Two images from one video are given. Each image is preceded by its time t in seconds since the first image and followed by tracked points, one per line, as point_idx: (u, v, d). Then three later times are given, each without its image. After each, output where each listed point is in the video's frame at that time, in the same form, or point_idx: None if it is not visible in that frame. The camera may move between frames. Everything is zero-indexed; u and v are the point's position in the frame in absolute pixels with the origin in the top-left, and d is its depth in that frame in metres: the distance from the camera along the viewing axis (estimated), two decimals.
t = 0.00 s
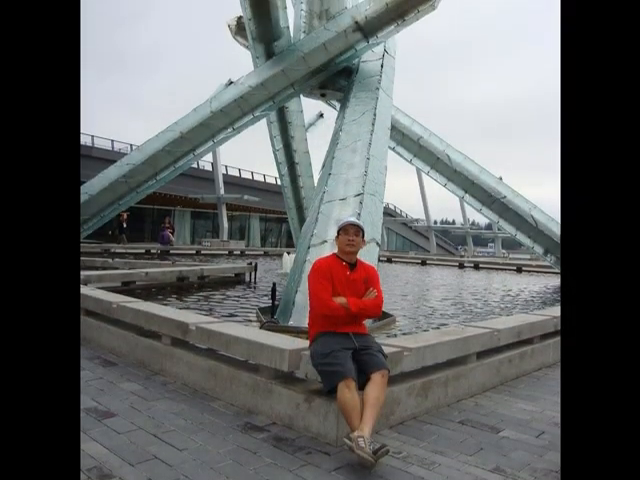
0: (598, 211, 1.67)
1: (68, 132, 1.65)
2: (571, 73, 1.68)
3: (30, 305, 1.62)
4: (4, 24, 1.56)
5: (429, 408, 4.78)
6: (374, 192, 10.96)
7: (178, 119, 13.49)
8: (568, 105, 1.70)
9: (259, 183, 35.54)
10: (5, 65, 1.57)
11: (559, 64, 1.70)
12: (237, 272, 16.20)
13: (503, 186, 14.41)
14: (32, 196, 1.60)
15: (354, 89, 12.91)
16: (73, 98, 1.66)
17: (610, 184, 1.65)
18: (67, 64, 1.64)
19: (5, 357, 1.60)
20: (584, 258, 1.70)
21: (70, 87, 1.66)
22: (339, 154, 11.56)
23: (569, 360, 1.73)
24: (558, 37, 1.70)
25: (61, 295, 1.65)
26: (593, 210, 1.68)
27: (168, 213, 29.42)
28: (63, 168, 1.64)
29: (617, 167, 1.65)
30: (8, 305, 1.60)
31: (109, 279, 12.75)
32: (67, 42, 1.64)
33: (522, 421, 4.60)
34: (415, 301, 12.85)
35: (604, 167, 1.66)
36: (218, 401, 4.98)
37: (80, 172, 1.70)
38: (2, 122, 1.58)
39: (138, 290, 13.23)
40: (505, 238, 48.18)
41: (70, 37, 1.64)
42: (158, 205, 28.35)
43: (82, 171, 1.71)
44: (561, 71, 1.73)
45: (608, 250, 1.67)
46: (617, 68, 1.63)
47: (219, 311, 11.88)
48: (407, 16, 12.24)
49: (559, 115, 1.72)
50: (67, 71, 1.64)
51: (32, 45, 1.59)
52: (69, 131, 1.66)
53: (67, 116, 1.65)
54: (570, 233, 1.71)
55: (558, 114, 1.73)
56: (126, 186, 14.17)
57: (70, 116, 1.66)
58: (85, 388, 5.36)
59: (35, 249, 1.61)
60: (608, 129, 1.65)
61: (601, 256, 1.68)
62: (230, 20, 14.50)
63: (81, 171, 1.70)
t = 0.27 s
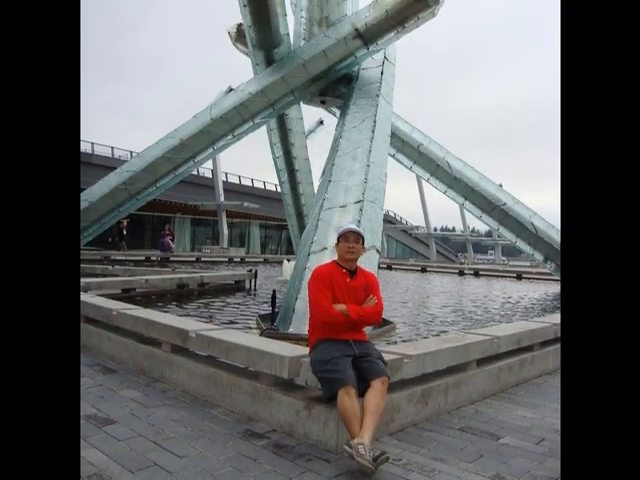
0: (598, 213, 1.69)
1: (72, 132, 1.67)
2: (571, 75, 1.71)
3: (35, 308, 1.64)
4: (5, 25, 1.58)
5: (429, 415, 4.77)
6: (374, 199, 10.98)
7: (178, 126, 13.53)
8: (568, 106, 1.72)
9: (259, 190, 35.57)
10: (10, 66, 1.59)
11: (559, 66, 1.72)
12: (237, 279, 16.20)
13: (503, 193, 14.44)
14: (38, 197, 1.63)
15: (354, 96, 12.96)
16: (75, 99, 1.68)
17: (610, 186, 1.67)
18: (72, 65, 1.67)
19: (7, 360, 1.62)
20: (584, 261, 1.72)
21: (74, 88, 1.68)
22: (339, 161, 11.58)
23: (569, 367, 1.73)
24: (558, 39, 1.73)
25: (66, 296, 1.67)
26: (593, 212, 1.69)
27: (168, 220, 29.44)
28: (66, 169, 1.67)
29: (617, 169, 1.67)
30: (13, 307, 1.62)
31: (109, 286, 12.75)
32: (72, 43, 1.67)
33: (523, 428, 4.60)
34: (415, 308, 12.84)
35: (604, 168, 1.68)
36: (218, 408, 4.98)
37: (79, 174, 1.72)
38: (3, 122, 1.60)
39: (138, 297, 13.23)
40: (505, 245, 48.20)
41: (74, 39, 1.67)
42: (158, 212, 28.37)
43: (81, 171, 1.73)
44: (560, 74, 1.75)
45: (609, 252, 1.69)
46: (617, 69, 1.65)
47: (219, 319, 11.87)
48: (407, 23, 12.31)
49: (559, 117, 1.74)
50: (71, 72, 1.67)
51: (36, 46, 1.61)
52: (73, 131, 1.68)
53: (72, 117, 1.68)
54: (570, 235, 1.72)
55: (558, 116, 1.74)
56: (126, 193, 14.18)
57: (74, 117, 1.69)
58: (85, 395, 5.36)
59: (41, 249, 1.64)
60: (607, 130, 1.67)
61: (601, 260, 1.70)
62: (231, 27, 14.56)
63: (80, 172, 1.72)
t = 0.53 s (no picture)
0: (598, 215, 1.71)
1: (76, 134, 1.70)
2: (571, 79, 1.73)
3: (48, 310, 1.66)
4: (8, 27, 1.60)
5: (429, 422, 4.77)
6: (374, 206, 11.00)
7: (178, 134, 13.58)
8: (568, 109, 1.74)
9: (259, 197, 35.60)
10: (15, 69, 1.61)
11: (560, 70, 1.74)
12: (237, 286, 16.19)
13: (503, 200, 14.45)
14: (43, 198, 1.65)
15: (354, 103, 13.00)
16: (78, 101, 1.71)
17: (610, 190, 1.69)
18: (76, 69, 1.69)
19: (9, 364, 1.63)
20: (584, 266, 1.73)
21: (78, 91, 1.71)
22: (339, 168, 11.61)
23: (570, 373, 1.74)
24: (558, 43, 1.75)
25: (73, 294, 1.70)
26: (593, 213, 1.72)
27: (168, 228, 29.46)
28: (69, 170, 1.69)
29: (617, 173, 1.69)
30: (17, 310, 1.63)
31: (109, 293, 12.76)
32: (76, 47, 1.70)
33: (522, 435, 4.60)
34: (415, 315, 12.83)
35: (604, 172, 1.69)
36: (218, 415, 4.97)
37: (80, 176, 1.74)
38: (3, 123, 1.61)
39: (138, 304, 13.22)
40: (505, 253, 48.19)
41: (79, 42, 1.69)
42: (159, 220, 28.39)
43: (81, 173, 1.75)
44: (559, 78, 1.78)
45: (609, 256, 1.70)
46: (616, 73, 1.67)
47: (219, 326, 11.87)
48: (407, 30, 12.38)
49: (559, 120, 1.76)
50: (75, 74, 1.69)
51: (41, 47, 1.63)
52: (76, 134, 1.70)
53: (76, 119, 1.70)
54: (570, 239, 1.74)
55: (559, 119, 1.76)
56: (126, 201, 14.20)
57: (77, 120, 1.71)
58: (85, 402, 5.36)
59: (44, 251, 1.66)
60: (607, 134, 1.69)
61: (601, 264, 1.71)
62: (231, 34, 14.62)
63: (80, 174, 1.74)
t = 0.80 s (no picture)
0: (598, 220, 1.72)
1: (79, 138, 1.72)
2: (572, 86, 1.75)
3: (49, 315, 1.67)
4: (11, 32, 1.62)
5: (429, 429, 4.76)
6: (374, 213, 11.02)
7: (178, 141, 13.62)
8: (568, 115, 1.76)
9: (259, 205, 35.65)
10: (25, 56, 1.63)
11: (560, 75, 1.76)
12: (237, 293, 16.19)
13: (503, 208, 14.47)
14: (46, 202, 1.67)
15: (354, 110, 13.05)
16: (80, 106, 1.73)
17: (610, 196, 1.70)
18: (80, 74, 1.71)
19: (11, 370, 1.64)
20: (585, 272, 1.74)
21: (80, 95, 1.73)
22: (339, 175, 11.63)
23: (570, 380, 1.74)
24: (558, 50, 1.77)
25: (74, 299, 1.71)
26: (593, 219, 1.73)
27: (168, 235, 29.49)
28: (70, 174, 1.71)
29: (617, 178, 1.70)
30: (20, 315, 1.65)
31: (109, 300, 12.76)
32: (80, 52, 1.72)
33: (523, 442, 4.59)
34: (415, 322, 12.83)
35: (604, 175, 1.71)
36: (218, 422, 4.97)
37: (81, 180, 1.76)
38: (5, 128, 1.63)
39: (138, 311, 13.22)
40: (505, 260, 48.22)
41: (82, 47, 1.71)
42: (159, 227, 28.42)
43: (82, 177, 1.76)
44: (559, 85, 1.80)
45: (609, 262, 1.71)
46: (616, 79, 1.68)
47: (219, 333, 11.86)
48: (407, 38, 12.44)
49: (559, 126, 1.77)
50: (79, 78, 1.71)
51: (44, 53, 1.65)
52: (78, 138, 1.72)
53: (79, 124, 1.72)
54: (570, 244, 1.76)
55: (559, 125, 1.78)
56: (126, 208, 14.23)
57: (80, 124, 1.73)
58: (85, 409, 5.35)
59: (46, 255, 1.67)
60: (608, 139, 1.71)
61: (602, 271, 1.72)
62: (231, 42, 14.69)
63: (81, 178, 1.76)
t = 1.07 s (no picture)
0: (598, 225, 1.74)
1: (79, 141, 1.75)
2: (571, 89, 1.76)
3: (46, 319, 1.73)
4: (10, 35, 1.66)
5: (429, 437, 4.76)
6: (374, 220, 11.04)
7: (179, 148, 13.64)
8: (568, 119, 1.77)
9: (259, 212, 35.66)
10: (21, 64, 1.68)
11: (560, 79, 1.77)
12: (237, 300, 16.18)
13: (503, 215, 14.47)
14: (45, 186, 1.73)
15: (354, 117, 13.09)
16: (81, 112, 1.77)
17: (610, 201, 1.72)
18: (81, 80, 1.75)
19: (16, 360, 1.68)
20: (585, 279, 1.75)
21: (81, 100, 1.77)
22: (339, 182, 11.66)
23: (569, 386, 1.75)
24: (558, 54, 1.79)
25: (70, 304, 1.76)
26: (593, 224, 1.74)
27: (168, 242, 29.50)
28: (68, 167, 1.77)
29: (616, 177, 1.71)
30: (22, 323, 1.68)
31: (109, 307, 12.75)
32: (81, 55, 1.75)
33: (523, 449, 4.58)
34: (415, 330, 12.82)
35: (604, 179, 1.72)
36: (218, 429, 4.97)
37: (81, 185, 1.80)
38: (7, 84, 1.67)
39: (138, 318, 13.22)
40: (505, 267, 48.20)
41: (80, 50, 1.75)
42: (159, 234, 28.43)
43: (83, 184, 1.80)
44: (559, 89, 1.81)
45: (609, 267, 1.72)
46: (616, 71, 1.70)
47: (219, 340, 11.86)
48: (407, 45, 12.49)
49: (559, 130, 1.79)
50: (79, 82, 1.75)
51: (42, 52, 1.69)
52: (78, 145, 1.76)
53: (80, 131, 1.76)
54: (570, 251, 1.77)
55: (559, 128, 1.79)
56: (126, 215, 14.24)
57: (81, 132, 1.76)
58: (85, 416, 5.35)
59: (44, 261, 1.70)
60: (608, 144, 1.72)
61: (602, 277, 1.73)
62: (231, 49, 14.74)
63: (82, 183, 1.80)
